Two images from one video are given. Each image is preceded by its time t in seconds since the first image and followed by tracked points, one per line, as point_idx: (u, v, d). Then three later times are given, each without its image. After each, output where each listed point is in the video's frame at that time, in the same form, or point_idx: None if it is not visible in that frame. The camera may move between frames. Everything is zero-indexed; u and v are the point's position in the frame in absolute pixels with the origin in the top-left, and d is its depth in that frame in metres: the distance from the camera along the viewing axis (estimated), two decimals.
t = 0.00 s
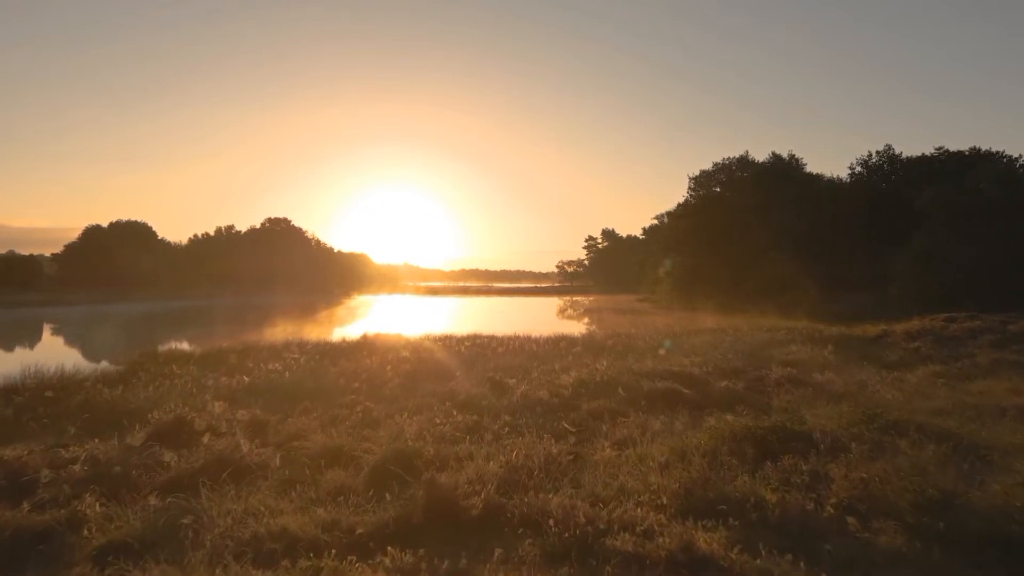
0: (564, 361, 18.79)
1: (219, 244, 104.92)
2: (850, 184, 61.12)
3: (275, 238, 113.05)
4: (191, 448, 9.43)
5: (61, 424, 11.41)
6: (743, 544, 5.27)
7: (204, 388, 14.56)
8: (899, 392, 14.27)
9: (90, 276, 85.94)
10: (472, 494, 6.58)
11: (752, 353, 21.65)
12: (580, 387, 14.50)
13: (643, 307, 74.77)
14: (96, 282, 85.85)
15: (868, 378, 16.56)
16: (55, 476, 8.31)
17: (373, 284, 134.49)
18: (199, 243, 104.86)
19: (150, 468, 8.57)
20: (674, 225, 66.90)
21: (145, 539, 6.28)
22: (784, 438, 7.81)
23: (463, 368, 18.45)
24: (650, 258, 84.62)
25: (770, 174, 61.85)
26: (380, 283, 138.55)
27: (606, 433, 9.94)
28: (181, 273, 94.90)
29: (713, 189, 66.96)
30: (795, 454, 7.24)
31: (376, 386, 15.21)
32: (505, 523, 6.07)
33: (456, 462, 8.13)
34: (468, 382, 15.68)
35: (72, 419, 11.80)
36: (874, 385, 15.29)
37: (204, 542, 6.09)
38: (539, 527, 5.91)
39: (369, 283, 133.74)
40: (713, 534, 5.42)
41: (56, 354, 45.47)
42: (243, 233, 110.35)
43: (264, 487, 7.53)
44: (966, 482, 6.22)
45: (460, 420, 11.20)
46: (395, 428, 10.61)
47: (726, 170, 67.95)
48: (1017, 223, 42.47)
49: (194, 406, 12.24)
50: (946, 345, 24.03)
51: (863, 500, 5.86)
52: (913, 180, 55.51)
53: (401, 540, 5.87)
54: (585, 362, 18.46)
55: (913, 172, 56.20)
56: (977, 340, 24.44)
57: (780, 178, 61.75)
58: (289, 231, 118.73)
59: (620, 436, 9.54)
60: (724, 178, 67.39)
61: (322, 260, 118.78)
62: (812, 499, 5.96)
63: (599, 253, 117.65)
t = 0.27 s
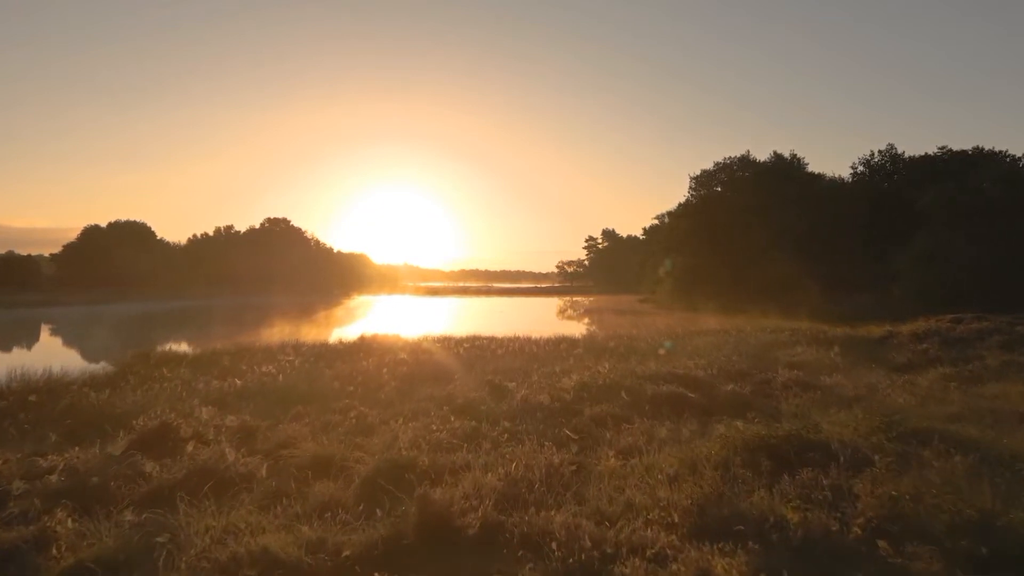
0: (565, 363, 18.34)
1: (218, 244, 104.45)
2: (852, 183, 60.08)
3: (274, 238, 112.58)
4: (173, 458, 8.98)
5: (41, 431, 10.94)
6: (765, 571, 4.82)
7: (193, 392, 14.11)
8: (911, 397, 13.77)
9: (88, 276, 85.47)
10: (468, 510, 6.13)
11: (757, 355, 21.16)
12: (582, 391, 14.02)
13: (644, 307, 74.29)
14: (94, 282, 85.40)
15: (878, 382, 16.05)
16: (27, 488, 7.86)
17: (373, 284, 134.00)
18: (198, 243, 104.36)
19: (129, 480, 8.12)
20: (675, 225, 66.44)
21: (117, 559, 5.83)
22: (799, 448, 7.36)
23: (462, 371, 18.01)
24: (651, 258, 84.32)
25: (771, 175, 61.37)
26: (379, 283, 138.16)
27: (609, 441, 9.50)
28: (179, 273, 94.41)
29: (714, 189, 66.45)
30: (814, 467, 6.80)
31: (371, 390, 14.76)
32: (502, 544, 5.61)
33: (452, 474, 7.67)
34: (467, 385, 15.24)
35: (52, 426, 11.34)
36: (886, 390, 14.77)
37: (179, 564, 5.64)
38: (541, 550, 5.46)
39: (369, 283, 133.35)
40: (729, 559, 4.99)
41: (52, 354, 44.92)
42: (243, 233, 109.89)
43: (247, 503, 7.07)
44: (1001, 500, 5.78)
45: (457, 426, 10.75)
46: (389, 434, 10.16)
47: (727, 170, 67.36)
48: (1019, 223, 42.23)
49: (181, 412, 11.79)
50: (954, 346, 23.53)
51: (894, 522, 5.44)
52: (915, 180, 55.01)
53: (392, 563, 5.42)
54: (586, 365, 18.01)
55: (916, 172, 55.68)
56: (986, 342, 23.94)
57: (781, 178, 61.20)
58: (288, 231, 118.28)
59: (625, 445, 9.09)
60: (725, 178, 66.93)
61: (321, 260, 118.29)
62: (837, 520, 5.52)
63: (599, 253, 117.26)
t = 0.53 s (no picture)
0: (566, 366, 17.93)
1: (217, 245, 103.97)
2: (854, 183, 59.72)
3: (273, 239, 112.09)
4: (154, 468, 8.52)
5: (20, 439, 10.49)
6: None
7: (183, 397, 13.67)
8: (925, 401, 13.30)
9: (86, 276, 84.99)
10: (465, 529, 5.70)
11: (762, 357, 20.69)
12: (584, 395, 13.58)
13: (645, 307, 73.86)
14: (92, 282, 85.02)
15: (888, 385, 15.60)
16: None
17: (372, 284, 133.51)
18: (197, 243, 103.84)
19: (106, 493, 7.67)
20: (676, 225, 66.01)
21: None
22: (817, 459, 6.94)
23: (461, 374, 17.59)
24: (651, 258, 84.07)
25: (773, 174, 60.88)
26: (379, 283, 137.76)
27: (613, 449, 9.08)
28: (178, 273, 93.92)
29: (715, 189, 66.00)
30: (835, 482, 6.38)
31: (366, 394, 14.33)
32: (502, 568, 5.17)
33: (448, 488, 7.25)
34: (466, 388, 14.82)
35: (33, 433, 10.87)
36: (897, 394, 14.32)
37: None
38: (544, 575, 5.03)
39: (368, 283, 132.98)
40: None
41: (48, 356, 44.41)
42: (242, 234, 109.42)
43: (227, 519, 6.64)
44: None
45: (454, 433, 10.32)
46: (383, 442, 9.72)
47: (728, 169, 66.90)
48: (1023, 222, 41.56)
49: (168, 418, 11.36)
50: (962, 348, 23.07)
51: (929, 548, 5.04)
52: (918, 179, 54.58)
53: None
54: (588, 367, 17.62)
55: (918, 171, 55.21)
56: (994, 343, 23.49)
57: (783, 178, 60.74)
58: (288, 231, 117.79)
59: (631, 454, 8.66)
60: (726, 178, 66.50)
61: (320, 261, 117.80)
62: (868, 544, 5.10)
63: (599, 253, 116.88)
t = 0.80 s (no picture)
0: (567, 369, 17.46)
1: (216, 245, 103.52)
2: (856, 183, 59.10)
3: (273, 240, 111.67)
4: (133, 479, 8.07)
5: None
6: None
7: (171, 402, 13.19)
8: (940, 407, 12.81)
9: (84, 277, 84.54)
10: (461, 552, 5.26)
11: (767, 360, 20.20)
12: (585, 400, 13.11)
13: (645, 308, 73.40)
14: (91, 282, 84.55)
15: (899, 389, 15.10)
16: None
17: (372, 285, 133.03)
18: (195, 243, 103.39)
19: (79, 507, 7.21)
20: (677, 225, 65.53)
21: None
22: (841, 473, 6.46)
23: (460, 377, 17.12)
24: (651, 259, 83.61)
25: (775, 174, 60.39)
26: (378, 283, 137.30)
27: (618, 459, 8.63)
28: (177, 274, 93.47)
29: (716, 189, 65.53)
30: (860, 501, 5.92)
31: (362, 399, 13.87)
32: None
33: (443, 506, 6.80)
34: (464, 393, 14.36)
35: (11, 440, 10.42)
36: (909, 398, 13.84)
37: None
38: None
39: (368, 284, 132.56)
40: None
41: (44, 356, 43.97)
42: (241, 234, 108.96)
43: (206, 538, 6.18)
44: None
45: (451, 441, 9.86)
46: (377, 450, 9.25)
47: (730, 169, 66.40)
48: None
49: (154, 425, 10.90)
50: (971, 350, 22.59)
51: None
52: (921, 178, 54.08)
53: None
54: (590, 370, 17.17)
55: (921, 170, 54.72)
56: (1003, 345, 23.00)
57: (785, 178, 60.21)
58: (287, 231, 117.31)
59: (638, 464, 8.18)
60: (727, 177, 66.04)
61: (320, 261, 117.34)
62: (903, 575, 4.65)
63: (599, 253, 116.43)
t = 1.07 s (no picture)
0: (568, 372, 16.98)
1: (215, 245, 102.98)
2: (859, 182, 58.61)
3: (271, 240, 111.09)
4: (110, 491, 7.61)
5: None
6: None
7: (158, 408, 12.71)
8: (956, 412, 12.33)
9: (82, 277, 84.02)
10: None
11: (773, 363, 19.72)
12: (588, 405, 12.64)
13: (647, 308, 72.90)
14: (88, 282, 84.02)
15: (911, 393, 14.62)
16: None
17: (372, 286, 132.48)
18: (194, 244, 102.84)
19: (49, 524, 6.75)
20: (678, 225, 65.05)
21: None
22: (864, 490, 6.03)
23: (459, 380, 16.65)
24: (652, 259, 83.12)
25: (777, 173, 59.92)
26: (378, 284, 136.84)
27: (624, 470, 8.18)
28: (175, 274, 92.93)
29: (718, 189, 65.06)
30: (887, 523, 5.49)
31: (356, 404, 13.40)
32: None
33: (437, 525, 6.36)
34: (463, 397, 13.89)
35: None
36: (923, 403, 13.35)
37: None
38: None
39: (367, 284, 132.10)
40: None
41: (38, 358, 43.41)
42: (239, 234, 108.41)
43: (181, 561, 5.74)
44: None
45: (448, 449, 9.41)
46: (370, 460, 8.80)
47: (731, 168, 65.92)
48: None
49: (138, 433, 10.43)
50: (981, 352, 22.09)
51: None
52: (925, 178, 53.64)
53: None
54: (592, 373, 16.69)
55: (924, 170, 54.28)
56: (1013, 347, 22.50)
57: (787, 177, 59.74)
58: (286, 232, 116.77)
59: (644, 476, 7.75)
60: (728, 177, 65.59)
61: (319, 261, 116.77)
62: None
63: (599, 253, 115.98)
